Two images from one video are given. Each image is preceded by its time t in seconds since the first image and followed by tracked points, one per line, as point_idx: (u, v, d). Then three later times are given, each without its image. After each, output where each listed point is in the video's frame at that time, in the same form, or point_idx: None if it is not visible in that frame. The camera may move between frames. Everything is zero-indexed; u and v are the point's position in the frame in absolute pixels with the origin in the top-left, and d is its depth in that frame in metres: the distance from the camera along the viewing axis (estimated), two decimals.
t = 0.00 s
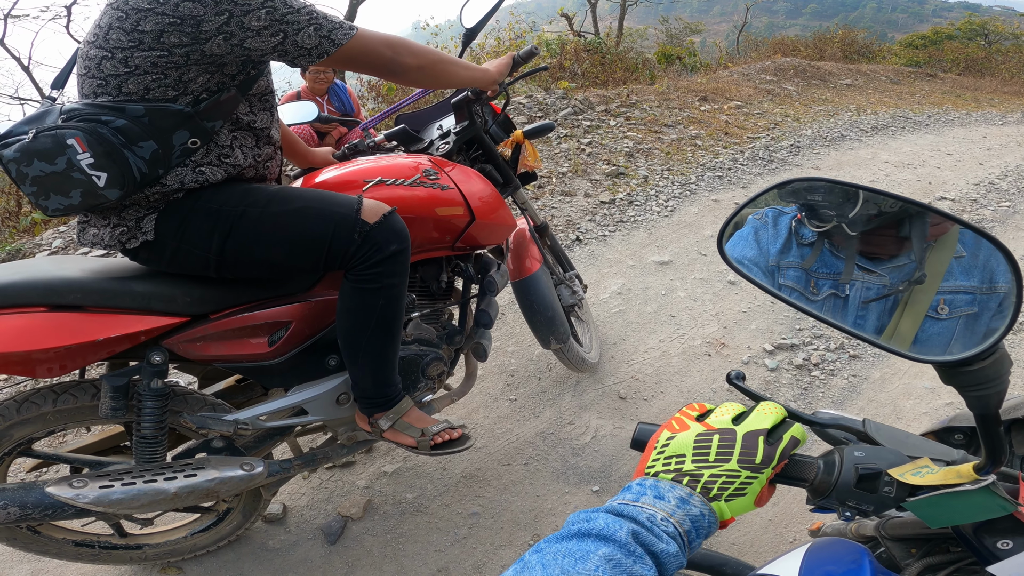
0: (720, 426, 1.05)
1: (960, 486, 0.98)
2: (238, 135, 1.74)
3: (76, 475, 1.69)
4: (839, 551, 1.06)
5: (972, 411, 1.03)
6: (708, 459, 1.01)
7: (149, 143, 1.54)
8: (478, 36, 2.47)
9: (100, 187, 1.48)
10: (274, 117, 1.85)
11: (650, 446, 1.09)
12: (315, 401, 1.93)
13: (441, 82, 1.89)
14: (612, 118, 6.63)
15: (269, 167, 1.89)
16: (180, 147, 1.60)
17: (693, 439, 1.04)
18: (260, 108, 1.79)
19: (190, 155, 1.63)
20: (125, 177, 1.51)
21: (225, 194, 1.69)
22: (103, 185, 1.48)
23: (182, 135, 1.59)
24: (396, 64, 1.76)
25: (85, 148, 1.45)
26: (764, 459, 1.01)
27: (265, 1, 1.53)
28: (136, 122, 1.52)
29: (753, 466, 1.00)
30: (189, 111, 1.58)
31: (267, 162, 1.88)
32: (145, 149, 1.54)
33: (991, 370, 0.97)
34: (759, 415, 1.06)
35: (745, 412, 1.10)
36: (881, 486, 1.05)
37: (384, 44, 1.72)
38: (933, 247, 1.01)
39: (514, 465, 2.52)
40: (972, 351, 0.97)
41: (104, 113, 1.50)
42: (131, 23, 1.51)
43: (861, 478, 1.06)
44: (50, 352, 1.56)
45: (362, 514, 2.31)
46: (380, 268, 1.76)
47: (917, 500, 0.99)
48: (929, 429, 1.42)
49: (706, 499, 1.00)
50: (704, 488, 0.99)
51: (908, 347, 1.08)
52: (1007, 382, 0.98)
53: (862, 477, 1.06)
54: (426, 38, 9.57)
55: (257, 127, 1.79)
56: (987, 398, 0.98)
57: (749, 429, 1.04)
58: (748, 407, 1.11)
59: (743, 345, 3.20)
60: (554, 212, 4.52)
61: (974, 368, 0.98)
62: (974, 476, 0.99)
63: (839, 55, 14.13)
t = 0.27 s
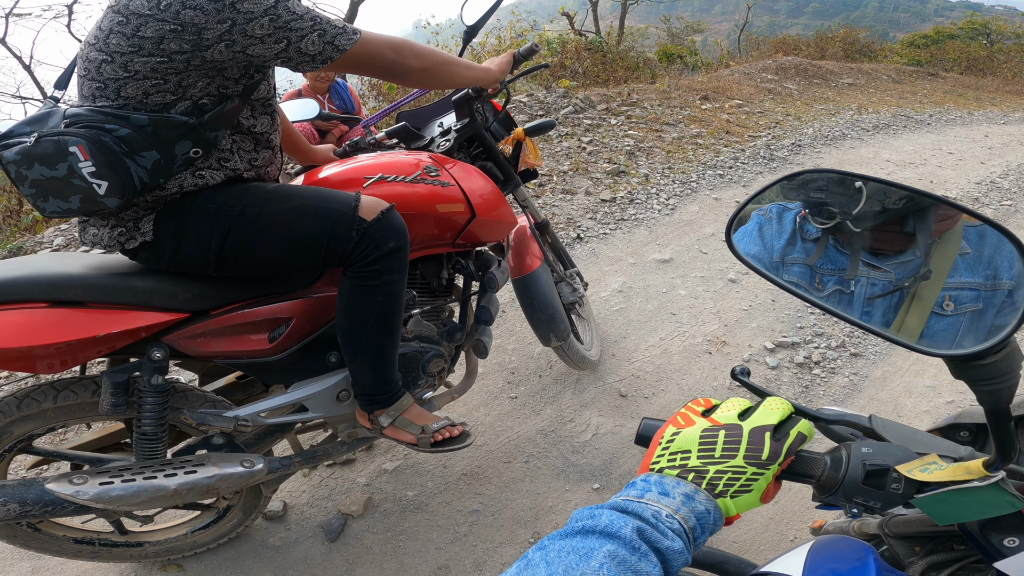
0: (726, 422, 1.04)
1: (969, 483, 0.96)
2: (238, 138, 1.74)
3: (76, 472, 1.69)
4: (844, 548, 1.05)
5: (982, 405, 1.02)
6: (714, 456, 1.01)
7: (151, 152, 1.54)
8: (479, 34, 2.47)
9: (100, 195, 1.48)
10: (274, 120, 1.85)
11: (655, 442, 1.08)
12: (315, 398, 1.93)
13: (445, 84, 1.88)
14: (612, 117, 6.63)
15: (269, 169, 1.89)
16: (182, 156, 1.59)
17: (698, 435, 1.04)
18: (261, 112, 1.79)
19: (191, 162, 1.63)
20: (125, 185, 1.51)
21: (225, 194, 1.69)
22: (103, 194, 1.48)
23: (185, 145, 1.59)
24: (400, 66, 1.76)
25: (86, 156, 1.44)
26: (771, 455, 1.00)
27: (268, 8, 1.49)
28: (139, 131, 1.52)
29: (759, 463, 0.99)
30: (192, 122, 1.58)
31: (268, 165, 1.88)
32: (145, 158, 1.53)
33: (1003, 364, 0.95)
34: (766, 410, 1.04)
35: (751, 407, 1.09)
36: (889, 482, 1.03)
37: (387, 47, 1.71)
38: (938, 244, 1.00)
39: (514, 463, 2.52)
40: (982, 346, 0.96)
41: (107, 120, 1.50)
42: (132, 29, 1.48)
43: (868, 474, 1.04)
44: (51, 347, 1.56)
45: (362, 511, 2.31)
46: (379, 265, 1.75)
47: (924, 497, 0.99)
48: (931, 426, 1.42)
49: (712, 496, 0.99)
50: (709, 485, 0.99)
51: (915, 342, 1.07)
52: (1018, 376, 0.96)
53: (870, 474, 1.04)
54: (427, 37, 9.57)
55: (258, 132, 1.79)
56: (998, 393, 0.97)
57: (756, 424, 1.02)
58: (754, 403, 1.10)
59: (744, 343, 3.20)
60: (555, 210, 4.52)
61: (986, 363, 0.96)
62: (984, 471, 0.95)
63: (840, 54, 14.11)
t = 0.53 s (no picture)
0: (730, 417, 1.04)
1: (976, 479, 0.96)
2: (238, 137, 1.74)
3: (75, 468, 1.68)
4: (845, 546, 1.04)
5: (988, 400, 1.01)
6: (717, 451, 1.00)
7: (152, 152, 1.53)
8: (479, 31, 2.46)
9: (100, 194, 1.47)
10: (275, 120, 1.84)
11: (658, 437, 1.08)
12: (315, 394, 1.92)
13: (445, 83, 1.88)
14: (613, 115, 6.62)
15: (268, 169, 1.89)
16: (183, 157, 1.59)
17: (701, 430, 1.03)
18: (262, 112, 1.78)
19: (191, 162, 1.62)
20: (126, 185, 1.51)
21: (224, 192, 1.69)
22: (102, 193, 1.47)
23: (186, 145, 1.58)
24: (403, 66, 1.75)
25: (87, 155, 1.44)
26: (775, 451, 1.00)
27: (270, 10, 1.49)
28: (140, 131, 1.51)
29: (763, 458, 0.99)
30: (193, 123, 1.57)
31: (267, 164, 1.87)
32: (146, 158, 1.53)
33: (1012, 357, 0.95)
34: (769, 405, 1.04)
35: (755, 402, 1.09)
36: (894, 479, 1.03)
37: (391, 48, 1.70)
38: (942, 239, 0.99)
39: (514, 460, 2.51)
40: (990, 339, 0.95)
41: (109, 119, 1.49)
42: (133, 29, 1.48)
43: (873, 470, 1.04)
44: (50, 343, 1.55)
45: (362, 508, 2.31)
46: (377, 261, 1.75)
47: (930, 494, 1.00)
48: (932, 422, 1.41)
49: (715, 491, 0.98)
50: (712, 480, 0.98)
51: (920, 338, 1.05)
52: None
53: (875, 470, 1.04)
54: (427, 36, 9.56)
55: (259, 132, 1.79)
56: (1005, 386, 0.96)
57: (760, 419, 1.02)
58: (758, 397, 1.09)
59: (744, 340, 3.19)
60: (555, 208, 4.51)
61: (995, 355, 0.95)
62: (991, 467, 0.95)
63: (841, 53, 14.09)
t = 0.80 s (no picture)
0: (734, 410, 1.03)
1: (985, 473, 0.94)
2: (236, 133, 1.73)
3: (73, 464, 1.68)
4: (848, 543, 1.04)
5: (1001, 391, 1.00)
6: (721, 445, 0.99)
7: (150, 148, 1.52)
8: (478, 27, 2.44)
9: (96, 189, 1.46)
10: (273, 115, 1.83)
11: (661, 430, 1.07)
12: (314, 390, 1.92)
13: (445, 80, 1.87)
14: (613, 112, 6.61)
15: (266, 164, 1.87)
16: (180, 153, 1.58)
17: (705, 423, 1.02)
18: (260, 107, 1.77)
19: (189, 158, 1.61)
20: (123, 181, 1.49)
21: (222, 187, 1.67)
22: (99, 188, 1.46)
23: (183, 141, 1.57)
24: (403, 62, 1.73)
25: (84, 151, 1.42)
26: (781, 445, 0.99)
27: (267, 6, 1.48)
28: (138, 127, 1.50)
29: (768, 452, 0.98)
30: (192, 119, 1.56)
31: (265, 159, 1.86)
32: (144, 154, 1.51)
33: None
34: (775, 398, 1.03)
35: (761, 394, 1.07)
36: (902, 473, 1.01)
37: (390, 44, 1.69)
38: (948, 231, 0.97)
39: (513, 457, 2.51)
40: (1001, 329, 0.93)
41: (107, 115, 1.47)
42: (130, 24, 1.46)
43: (881, 464, 1.02)
44: (48, 338, 1.54)
45: (361, 505, 2.30)
46: (376, 256, 1.74)
47: (939, 488, 0.97)
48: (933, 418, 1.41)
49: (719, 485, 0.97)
50: (716, 475, 0.97)
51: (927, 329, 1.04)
52: None
53: (883, 464, 1.02)
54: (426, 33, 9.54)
55: (257, 127, 1.78)
56: (1017, 377, 0.95)
57: (765, 412, 1.01)
58: (763, 390, 1.08)
59: (745, 337, 3.18)
60: (554, 205, 4.50)
61: (1007, 346, 0.93)
62: (1001, 461, 0.95)
63: (841, 51, 14.08)
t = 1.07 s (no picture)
0: (735, 403, 1.02)
1: (989, 467, 0.94)
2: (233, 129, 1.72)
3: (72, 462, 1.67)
4: (850, 538, 1.03)
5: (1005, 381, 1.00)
6: (722, 439, 0.99)
7: (148, 143, 1.51)
8: (475, 25, 2.43)
9: (94, 185, 1.45)
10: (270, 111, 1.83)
11: (661, 423, 1.06)
12: (312, 386, 1.91)
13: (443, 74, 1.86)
14: (612, 109, 6.60)
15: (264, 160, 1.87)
16: (178, 148, 1.57)
17: (706, 416, 1.01)
18: (257, 103, 1.76)
19: (186, 153, 1.60)
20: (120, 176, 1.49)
21: (220, 182, 1.67)
22: (97, 184, 1.45)
23: (181, 137, 1.56)
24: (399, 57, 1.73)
25: (82, 146, 1.41)
26: (782, 439, 0.98)
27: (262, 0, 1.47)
28: (136, 123, 1.49)
29: (770, 446, 0.97)
30: (189, 115, 1.55)
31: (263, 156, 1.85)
32: (141, 149, 1.51)
33: None
34: (777, 391, 1.02)
35: (763, 386, 1.07)
36: (905, 467, 1.00)
37: (386, 38, 1.69)
38: (950, 225, 0.96)
39: (513, 453, 2.50)
40: (1008, 318, 0.93)
41: (103, 111, 1.47)
42: (126, 20, 1.45)
43: (884, 458, 1.01)
44: (47, 336, 1.54)
45: (361, 502, 2.30)
46: (374, 251, 1.74)
47: (941, 482, 0.98)
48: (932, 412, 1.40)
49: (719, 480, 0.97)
50: (716, 469, 0.97)
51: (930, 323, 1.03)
52: None
53: (886, 458, 1.01)
54: (425, 31, 9.52)
55: (254, 123, 1.77)
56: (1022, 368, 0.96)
57: (767, 406, 1.00)
58: (765, 383, 1.07)
59: (744, 333, 3.18)
60: (554, 202, 4.49)
61: (1012, 336, 0.95)
62: (1005, 454, 0.94)
63: (841, 49, 14.07)
